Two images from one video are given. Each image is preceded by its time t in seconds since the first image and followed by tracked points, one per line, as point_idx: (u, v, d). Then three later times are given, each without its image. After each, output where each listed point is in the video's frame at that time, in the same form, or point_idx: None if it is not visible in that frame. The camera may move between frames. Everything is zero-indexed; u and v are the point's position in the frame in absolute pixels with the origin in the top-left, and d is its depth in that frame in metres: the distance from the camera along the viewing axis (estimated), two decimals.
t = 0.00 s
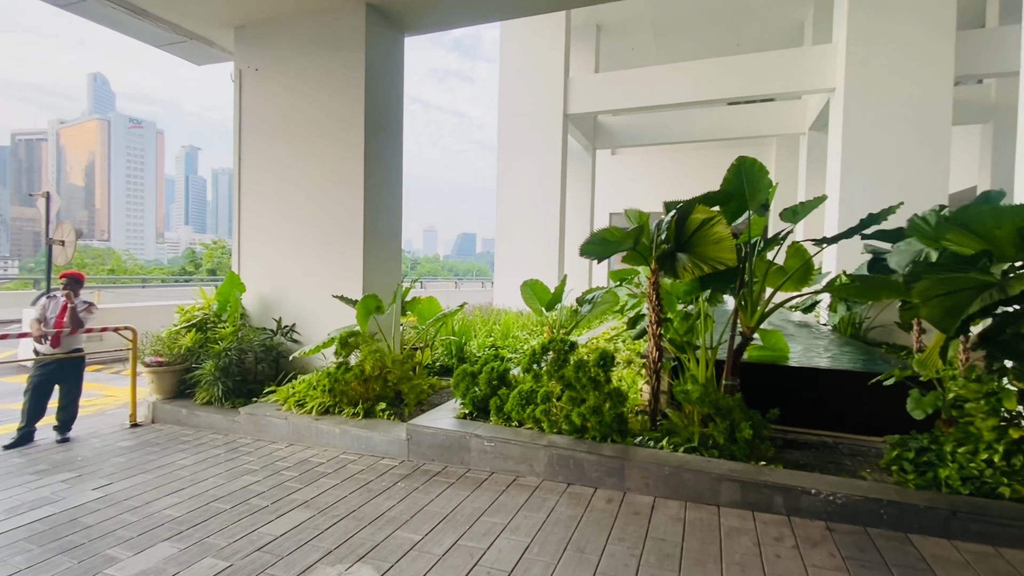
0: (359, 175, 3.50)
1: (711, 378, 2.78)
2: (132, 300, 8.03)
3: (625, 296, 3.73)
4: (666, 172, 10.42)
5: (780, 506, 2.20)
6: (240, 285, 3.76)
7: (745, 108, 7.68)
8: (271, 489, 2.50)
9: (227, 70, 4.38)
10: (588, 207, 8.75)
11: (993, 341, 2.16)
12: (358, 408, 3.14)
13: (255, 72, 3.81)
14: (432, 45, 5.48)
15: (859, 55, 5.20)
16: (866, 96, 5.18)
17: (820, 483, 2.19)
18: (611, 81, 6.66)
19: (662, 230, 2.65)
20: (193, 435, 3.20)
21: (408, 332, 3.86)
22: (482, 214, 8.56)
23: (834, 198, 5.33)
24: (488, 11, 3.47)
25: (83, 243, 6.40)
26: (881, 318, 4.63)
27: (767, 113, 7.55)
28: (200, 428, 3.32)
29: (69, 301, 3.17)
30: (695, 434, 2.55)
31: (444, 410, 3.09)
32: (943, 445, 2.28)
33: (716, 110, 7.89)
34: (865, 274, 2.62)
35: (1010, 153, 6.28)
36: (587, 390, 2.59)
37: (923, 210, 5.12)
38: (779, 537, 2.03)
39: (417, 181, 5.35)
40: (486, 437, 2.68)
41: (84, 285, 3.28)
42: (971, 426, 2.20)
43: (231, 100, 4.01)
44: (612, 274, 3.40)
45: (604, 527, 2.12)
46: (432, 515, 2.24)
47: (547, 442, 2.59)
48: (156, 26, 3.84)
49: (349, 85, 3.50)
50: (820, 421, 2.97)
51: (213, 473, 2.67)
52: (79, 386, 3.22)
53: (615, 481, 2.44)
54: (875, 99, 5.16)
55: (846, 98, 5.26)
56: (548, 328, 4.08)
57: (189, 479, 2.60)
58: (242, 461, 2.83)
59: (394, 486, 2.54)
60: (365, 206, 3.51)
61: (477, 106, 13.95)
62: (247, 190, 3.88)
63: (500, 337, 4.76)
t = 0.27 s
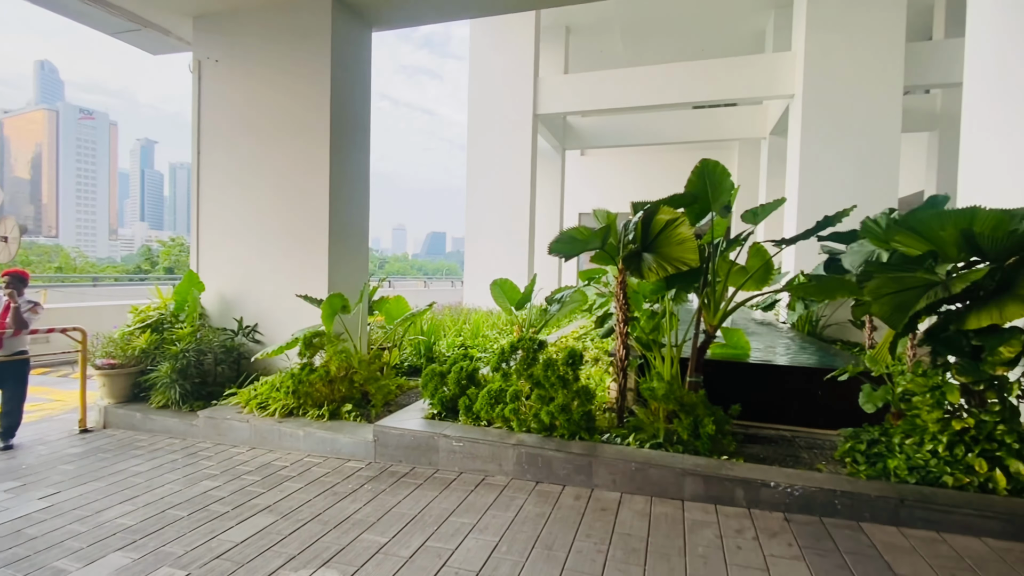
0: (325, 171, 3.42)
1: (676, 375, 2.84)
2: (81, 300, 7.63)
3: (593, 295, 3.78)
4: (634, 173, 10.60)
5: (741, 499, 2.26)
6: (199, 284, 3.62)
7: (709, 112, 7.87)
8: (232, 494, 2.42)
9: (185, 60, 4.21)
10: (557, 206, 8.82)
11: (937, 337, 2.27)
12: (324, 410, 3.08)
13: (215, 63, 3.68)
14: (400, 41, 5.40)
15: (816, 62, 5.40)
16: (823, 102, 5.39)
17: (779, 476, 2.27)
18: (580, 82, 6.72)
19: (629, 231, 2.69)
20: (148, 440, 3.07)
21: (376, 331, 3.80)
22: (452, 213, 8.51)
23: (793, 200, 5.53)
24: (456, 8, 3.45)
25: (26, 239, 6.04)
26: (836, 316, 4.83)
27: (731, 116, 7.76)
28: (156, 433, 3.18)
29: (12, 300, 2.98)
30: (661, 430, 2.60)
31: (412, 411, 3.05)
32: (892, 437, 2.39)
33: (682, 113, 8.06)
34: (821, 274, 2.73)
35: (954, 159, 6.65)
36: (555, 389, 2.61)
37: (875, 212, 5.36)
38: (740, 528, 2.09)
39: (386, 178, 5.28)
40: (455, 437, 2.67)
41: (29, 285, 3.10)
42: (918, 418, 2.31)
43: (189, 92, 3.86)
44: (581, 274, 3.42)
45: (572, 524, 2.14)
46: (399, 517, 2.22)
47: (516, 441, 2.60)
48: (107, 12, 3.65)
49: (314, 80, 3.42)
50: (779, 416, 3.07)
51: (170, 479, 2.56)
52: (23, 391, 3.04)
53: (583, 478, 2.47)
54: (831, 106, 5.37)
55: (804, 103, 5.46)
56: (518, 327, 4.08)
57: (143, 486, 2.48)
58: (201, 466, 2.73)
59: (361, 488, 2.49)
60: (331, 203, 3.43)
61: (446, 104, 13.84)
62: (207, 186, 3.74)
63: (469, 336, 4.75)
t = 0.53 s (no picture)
0: (294, 168, 3.35)
1: (647, 373, 2.89)
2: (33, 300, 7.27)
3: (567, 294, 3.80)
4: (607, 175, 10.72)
5: (709, 494, 2.31)
6: (161, 283, 3.49)
7: (681, 114, 8.01)
8: (195, 500, 2.34)
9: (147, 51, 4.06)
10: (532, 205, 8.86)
11: (894, 335, 2.37)
12: (292, 412, 3.01)
13: (179, 55, 3.56)
14: (372, 37, 5.33)
15: (782, 68, 5.56)
16: (788, 107, 5.55)
17: (745, 471, 2.32)
18: (554, 83, 6.76)
19: (601, 231, 2.71)
20: (106, 446, 2.95)
21: (347, 332, 3.74)
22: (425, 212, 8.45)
23: (760, 202, 5.68)
24: (429, 6, 3.42)
25: None
26: (800, 314, 4.99)
27: (701, 119, 7.93)
28: (115, 438, 3.05)
29: None
30: (632, 427, 2.64)
31: (384, 412, 3.01)
32: (851, 431, 2.48)
33: (653, 115, 8.19)
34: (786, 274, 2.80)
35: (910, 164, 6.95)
36: (529, 388, 2.61)
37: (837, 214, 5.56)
38: (708, 523, 2.14)
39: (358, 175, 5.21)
40: (427, 437, 2.64)
41: None
42: (875, 413, 2.40)
43: (150, 84, 3.72)
44: (555, 273, 3.43)
45: (544, 523, 2.15)
46: (370, 519, 2.19)
47: (489, 440, 2.59)
48: None
49: (283, 75, 3.35)
50: (746, 413, 3.15)
51: (130, 486, 2.47)
52: None
53: (555, 476, 2.48)
54: (796, 111, 5.54)
55: (771, 108, 5.62)
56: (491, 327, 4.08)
57: (101, 493, 2.39)
58: (163, 471, 2.63)
59: (331, 491, 2.45)
60: (300, 200, 3.36)
61: (419, 101, 13.70)
62: (170, 181, 3.61)
63: (443, 336, 4.72)
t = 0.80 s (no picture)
0: (265, 165, 3.28)
1: (621, 372, 2.92)
2: None
3: (542, 294, 3.82)
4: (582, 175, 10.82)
5: (680, 489, 2.36)
6: (123, 283, 3.37)
7: (654, 117, 8.14)
8: (160, 506, 2.27)
9: (108, 43, 3.91)
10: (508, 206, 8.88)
11: (856, 333, 2.45)
12: (262, 415, 2.95)
13: (142, 48, 3.44)
14: (346, 34, 5.25)
15: (751, 74, 5.71)
16: (757, 112, 5.70)
17: (716, 466, 2.38)
18: (530, 83, 6.79)
19: (576, 231, 2.73)
20: (64, 452, 2.83)
21: (320, 332, 3.68)
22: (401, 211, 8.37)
23: (731, 204, 5.81)
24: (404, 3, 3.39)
25: None
26: (769, 313, 5.13)
27: (674, 122, 8.07)
28: (74, 444, 2.93)
29: None
30: (606, 425, 2.68)
31: (357, 413, 2.97)
32: (816, 426, 2.56)
33: (628, 117, 8.30)
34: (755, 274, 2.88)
35: (871, 168, 7.21)
36: (504, 387, 2.61)
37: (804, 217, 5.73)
38: (679, 518, 2.18)
39: (332, 173, 5.13)
40: (401, 438, 2.62)
41: None
42: (839, 408, 2.48)
43: (112, 76, 3.59)
44: (530, 273, 3.44)
45: (518, 522, 2.15)
46: (342, 522, 2.15)
47: (464, 441, 2.58)
48: None
49: (252, 70, 3.27)
50: (716, 410, 3.22)
51: (90, 493, 2.38)
52: None
53: (530, 475, 2.49)
54: (764, 115, 5.69)
55: (741, 112, 5.75)
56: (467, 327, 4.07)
57: (58, 501, 2.29)
58: (126, 478, 2.54)
59: (302, 494, 2.40)
60: (271, 198, 3.29)
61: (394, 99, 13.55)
62: (133, 177, 3.49)
63: (418, 336, 4.69)
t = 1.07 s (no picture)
0: (234, 162, 3.20)
1: (596, 372, 2.95)
2: None
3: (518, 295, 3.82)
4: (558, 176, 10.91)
5: (653, 487, 2.39)
6: (83, 283, 3.25)
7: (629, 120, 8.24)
8: (121, 515, 2.19)
9: (67, 33, 3.76)
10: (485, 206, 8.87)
11: (821, 332, 2.53)
12: (231, 418, 2.88)
13: (104, 40, 3.32)
14: (319, 30, 5.17)
15: (722, 78, 5.83)
16: (728, 116, 5.83)
17: (688, 464, 2.42)
18: (507, 84, 6.81)
19: (551, 232, 2.75)
20: (18, 460, 2.71)
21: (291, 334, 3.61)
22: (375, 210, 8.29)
23: (702, 206, 5.93)
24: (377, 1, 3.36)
25: None
26: (739, 313, 5.25)
27: (648, 125, 8.19)
28: (29, 451, 2.81)
29: None
30: (580, 425, 2.70)
31: (330, 416, 2.93)
32: (784, 423, 2.62)
33: (603, 119, 8.39)
34: (725, 275, 2.94)
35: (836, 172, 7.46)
36: (479, 388, 2.61)
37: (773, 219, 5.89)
38: (652, 515, 2.21)
39: (305, 172, 5.04)
40: (375, 441, 2.59)
41: None
42: (805, 405, 2.56)
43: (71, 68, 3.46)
44: (506, 274, 3.43)
45: (493, 522, 2.15)
46: (314, 527, 2.12)
47: (439, 442, 2.57)
48: None
49: (221, 65, 3.19)
50: (688, 408, 3.28)
51: (47, 502, 2.28)
52: None
53: (505, 475, 2.49)
54: (735, 120, 5.82)
55: (712, 116, 5.87)
56: (442, 328, 4.05)
57: (11, 511, 2.19)
58: (85, 486, 2.45)
59: (273, 499, 2.35)
60: (240, 197, 3.22)
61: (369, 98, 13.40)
62: (94, 174, 3.37)
63: (393, 337, 4.65)
